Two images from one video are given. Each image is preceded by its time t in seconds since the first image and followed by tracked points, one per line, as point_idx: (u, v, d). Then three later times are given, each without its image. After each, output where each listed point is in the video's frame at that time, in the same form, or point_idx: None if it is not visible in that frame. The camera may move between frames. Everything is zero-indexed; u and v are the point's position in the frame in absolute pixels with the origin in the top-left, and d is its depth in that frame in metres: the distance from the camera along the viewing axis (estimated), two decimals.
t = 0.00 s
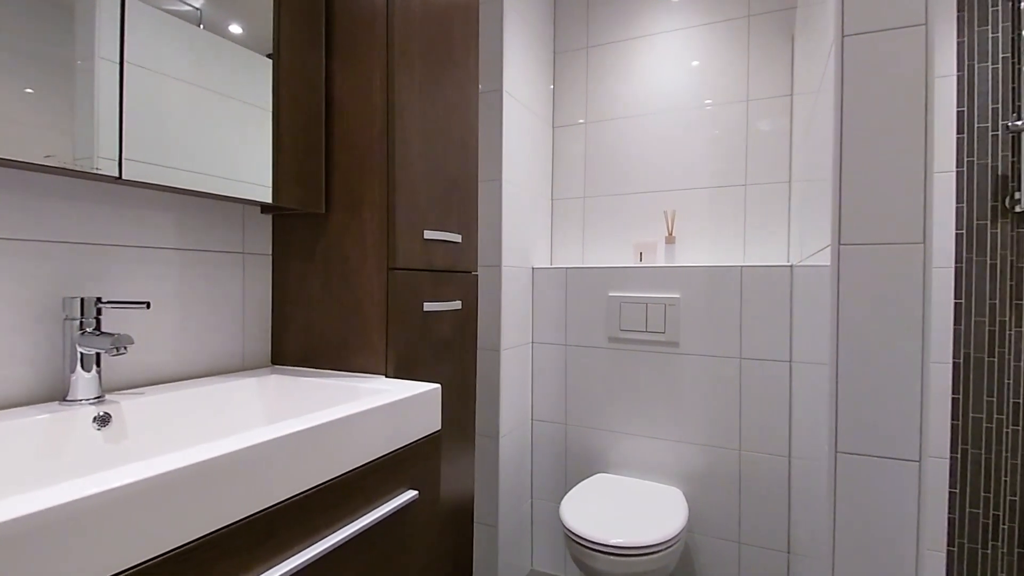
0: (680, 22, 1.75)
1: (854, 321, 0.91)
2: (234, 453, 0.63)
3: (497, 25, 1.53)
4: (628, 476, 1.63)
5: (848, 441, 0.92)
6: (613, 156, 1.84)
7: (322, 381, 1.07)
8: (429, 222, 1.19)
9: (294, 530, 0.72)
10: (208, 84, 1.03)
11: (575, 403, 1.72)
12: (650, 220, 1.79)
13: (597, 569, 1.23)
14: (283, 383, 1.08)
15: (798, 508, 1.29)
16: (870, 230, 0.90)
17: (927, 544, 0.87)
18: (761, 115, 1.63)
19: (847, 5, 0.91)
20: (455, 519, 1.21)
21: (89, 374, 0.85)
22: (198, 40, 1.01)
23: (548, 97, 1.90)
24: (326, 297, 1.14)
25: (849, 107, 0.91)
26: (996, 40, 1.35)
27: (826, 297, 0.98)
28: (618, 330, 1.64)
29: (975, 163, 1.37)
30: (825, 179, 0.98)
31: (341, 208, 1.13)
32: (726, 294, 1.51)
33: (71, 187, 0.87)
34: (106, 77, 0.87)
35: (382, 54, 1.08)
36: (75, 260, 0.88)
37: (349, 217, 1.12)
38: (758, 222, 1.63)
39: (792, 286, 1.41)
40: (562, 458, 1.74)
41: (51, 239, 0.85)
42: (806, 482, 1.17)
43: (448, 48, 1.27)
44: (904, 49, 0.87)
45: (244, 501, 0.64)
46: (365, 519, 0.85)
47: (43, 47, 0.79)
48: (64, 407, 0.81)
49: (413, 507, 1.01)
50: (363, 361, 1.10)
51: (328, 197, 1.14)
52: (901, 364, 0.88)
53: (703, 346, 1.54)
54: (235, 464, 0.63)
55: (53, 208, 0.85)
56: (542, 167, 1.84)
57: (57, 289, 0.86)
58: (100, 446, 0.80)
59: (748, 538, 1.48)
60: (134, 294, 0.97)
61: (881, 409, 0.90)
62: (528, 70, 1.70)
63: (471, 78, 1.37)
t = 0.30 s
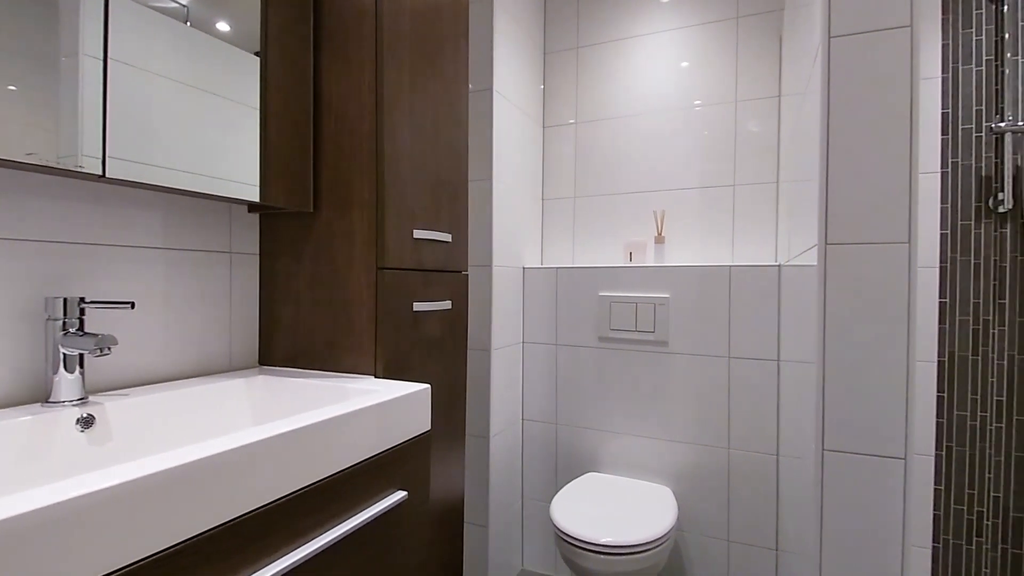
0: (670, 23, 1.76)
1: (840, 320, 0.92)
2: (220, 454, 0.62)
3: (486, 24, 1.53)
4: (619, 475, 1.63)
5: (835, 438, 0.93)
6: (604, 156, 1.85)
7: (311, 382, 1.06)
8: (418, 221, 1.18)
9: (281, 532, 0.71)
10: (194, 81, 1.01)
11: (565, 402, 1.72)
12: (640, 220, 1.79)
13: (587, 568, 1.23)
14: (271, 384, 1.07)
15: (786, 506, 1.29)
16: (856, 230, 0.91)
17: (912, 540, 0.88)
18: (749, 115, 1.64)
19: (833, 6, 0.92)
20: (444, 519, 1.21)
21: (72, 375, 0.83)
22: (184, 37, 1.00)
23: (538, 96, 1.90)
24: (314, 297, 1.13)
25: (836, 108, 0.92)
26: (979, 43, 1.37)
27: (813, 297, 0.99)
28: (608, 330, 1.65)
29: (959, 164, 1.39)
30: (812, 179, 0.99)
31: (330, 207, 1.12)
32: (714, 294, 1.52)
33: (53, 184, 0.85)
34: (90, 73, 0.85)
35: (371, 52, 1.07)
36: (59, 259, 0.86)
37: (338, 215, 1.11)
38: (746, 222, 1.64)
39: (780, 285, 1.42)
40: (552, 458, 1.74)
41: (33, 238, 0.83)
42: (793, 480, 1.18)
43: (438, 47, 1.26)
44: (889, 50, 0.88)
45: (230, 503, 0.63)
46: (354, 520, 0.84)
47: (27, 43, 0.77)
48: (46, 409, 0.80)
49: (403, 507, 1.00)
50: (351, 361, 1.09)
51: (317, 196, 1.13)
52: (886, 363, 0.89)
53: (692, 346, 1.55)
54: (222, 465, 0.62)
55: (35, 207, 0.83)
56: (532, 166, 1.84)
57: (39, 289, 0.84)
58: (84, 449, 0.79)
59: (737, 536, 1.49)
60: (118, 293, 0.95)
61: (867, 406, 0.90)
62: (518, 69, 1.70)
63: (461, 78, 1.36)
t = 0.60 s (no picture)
0: (660, 23, 1.77)
1: (827, 319, 0.93)
2: (206, 456, 0.61)
3: (477, 23, 1.53)
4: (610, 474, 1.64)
5: (822, 437, 0.94)
6: (594, 155, 1.85)
7: (299, 382, 1.05)
8: (408, 220, 1.18)
9: (268, 535, 0.70)
10: (181, 80, 1.00)
11: (556, 402, 1.72)
12: (630, 220, 1.80)
13: (577, 568, 1.23)
14: (258, 385, 1.06)
15: (774, 504, 1.31)
16: (842, 230, 0.92)
17: (898, 537, 0.89)
18: (738, 116, 1.65)
19: (820, 8, 0.93)
20: (434, 520, 1.20)
21: (55, 376, 0.81)
22: (170, 34, 0.98)
23: (529, 96, 1.90)
24: (302, 297, 1.12)
25: (823, 109, 0.92)
26: (964, 46, 1.39)
27: (800, 296, 1.00)
28: (599, 329, 1.65)
29: (944, 165, 1.41)
30: (799, 179, 1.00)
31: (318, 206, 1.11)
32: (704, 294, 1.53)
33: (36, 183, 0.84)
34: (74, 71, 0.84)
35: (360, 49, 1.06)
36: (42, 259, 0.85)
37: (326, 215, 1.10)
38: (735, 222, 1.65)
39: (768, 285, 1.43)
40: (543, 458, 1.74)
41: (15, 237, 0.81)
42: (782, 478, 1.19)
43: (427, 46, 1.25)
44: (875, 52, 0.89)
45: (216, 505, 0.62)
46: (343, 521, 0.84)
47: (8, 39, 0.75)
48: (28, 410, 0.78)
49: (393, 508, 1.00)
50: (340, 361, 1.08)
51: (305, 195, 1.12)
52: (872, 361, 0.90)
53: (681, 346, 1.55)
54: (208, 467, 0.61)
55: (17, 205, 0.81)
56: (522, 166, 1.84)
57: (21, 289, 0.83)
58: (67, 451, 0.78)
59: (726, 534, 1.50)
60: (103, 293, 0.94)
61: (855, 404, 0.91)
62: (508, 69, 1.70)
63: (451, 77, 1.36)
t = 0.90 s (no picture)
0: (650, 24, 1.77)
1: (814, 319, 0.94)
2: (192, 457, 0.60)
3: (467, 22, 1.52)
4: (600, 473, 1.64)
5: (809, 435, 0.95)
6: (585, 156, 1.86)
7: (288, 382, 1.04)
8: (398, 219, 1.17)
9: (256, 536, 0.69)
10: (168, 77, 0.99)
11: (547, 402, 1.72)
12: (620, 220, 1.81)
13: (568, 567, 1.24)
14: (246, 386, 1.05)
15: (762, 502, 1.32)
16: (829, 230, 0.93)
17: (883, 534, 0.90)
18: (728, 117, 1.66)
19: (808, 9, 0.93)
20: (425, 520, 1.20)
21: (39, 378, 0.80)
22: (156, 30, 0.97)
23: (520, 96, 1.90)
24: (291, 297, 1.12)
25: (811, 110, 0.93)
26: (949, 49, 1.41)
27: (788, 295, 1.01)
28: (590, 329, 1.66)
29: (930, 166, 1.43)
30: (787, 180, 1.01)
31: (308, 205, 1.10)
32: (693, 294, 1.54)
33: (19, 180, 0.82)
34: (59, 68, 0.83)
35: (349, 48, 1.06)
36: (25, 258, 0.84)
37: (315, 214, 1.09)
38: (725, 223, 1.67)
39: (756, 285, 1.44)
40: (534, 457, 1.74)
41: None
42: (769, 476, 1.20)
43: (418, 46, 1.25)
44: (861, 54, 0.90)
45: (204, 505, 0.62)
46: (332, 522, 0.83)
47: None
48: (11, 412, 0.77)
49: (382, 509, 0.99)
50: (329, 362, 1.07)
51: (294, 194, 1.11)
52: (858, 359, 0.91)
53: (671, 345, 1.56)
54: (195, 468, 0.60)
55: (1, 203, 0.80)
56: (513, 165, 1.84)
57: (3, 289, 0.81)
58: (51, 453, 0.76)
59: (716, 533, 1.51)
60: (88, 293, 0.92)
61: (841, 403, 0.92)
62: (499, 69, 1.70)
63: (442, 76, 1.35)
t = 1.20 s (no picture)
0: (641, 25, 1.78)
1: (802, 318, 0.94)
2: (180, 458, 0.59)
3: (459, 22, 1.52)
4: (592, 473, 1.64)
5: (798, 434, 0.95)
6: (576, 156, 1.86)
7: (277, 383, 1.04)
8: (389, 219, 1.17)
9: (244, 538, 0.69)
10: (156, 75, 0.98)
11: (539, 402, 1.72)
12: (611, 220, 1.81)
13: (559, 567, 1.24)
14: (235, 387, 1.04)
15: (752, 500, 1.33)
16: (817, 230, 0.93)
17: (870, 531, 0.91)
18: (718, 118, 1.67)
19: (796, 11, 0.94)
20: (415, 521, 1.20)
21: (24, 378, 0.79)
22: (144, 27, 0.96)
23: (511, 96, 1.90)
24: (281, 297, 1.11)
25: (798, 111, 0.94)
26: (936, 51, 1.43)
27: (776, 295, 1.01)
28: (581, 329, 1.66)
29: (916, 167, 1.45)
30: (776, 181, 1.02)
31: (297, 204, 1.09)
32: (684, 293, 1.54)
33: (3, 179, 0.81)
34: (45, 66, 0.81)
35: (339, 47, 1.06)
36: (9, 258, 0.82)
37: (305, 213, 1.09)
38: (715, 223, 1.68)
39: (746, 285, 1.45)
40: (526, 457, 1.74)
41: None
42: (759, 475, 1.21)
43: (408, 46, 1.25)
44: (847, 56, 0.91)
45: (191, 507, 0.61)
46: (322, 523, 0.83)
47: None
48: None
49: (372, 510, 0.99)
50: (319, 362, 1.07)
51: (283, 193, 1.10)
52: (845, 358, 0.92)
53: (662, 345, 1.57)
54: (183, 470, 0.60)
55: None
56: (505, 165, 1.84)
57: None
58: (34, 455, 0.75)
59: (706, 531, 1.52)
60: (73, 293, 0.91)
61: (829, 401, 0.93)
62: (490, 68, 1.69)
63: (433, 75, 1.35)
